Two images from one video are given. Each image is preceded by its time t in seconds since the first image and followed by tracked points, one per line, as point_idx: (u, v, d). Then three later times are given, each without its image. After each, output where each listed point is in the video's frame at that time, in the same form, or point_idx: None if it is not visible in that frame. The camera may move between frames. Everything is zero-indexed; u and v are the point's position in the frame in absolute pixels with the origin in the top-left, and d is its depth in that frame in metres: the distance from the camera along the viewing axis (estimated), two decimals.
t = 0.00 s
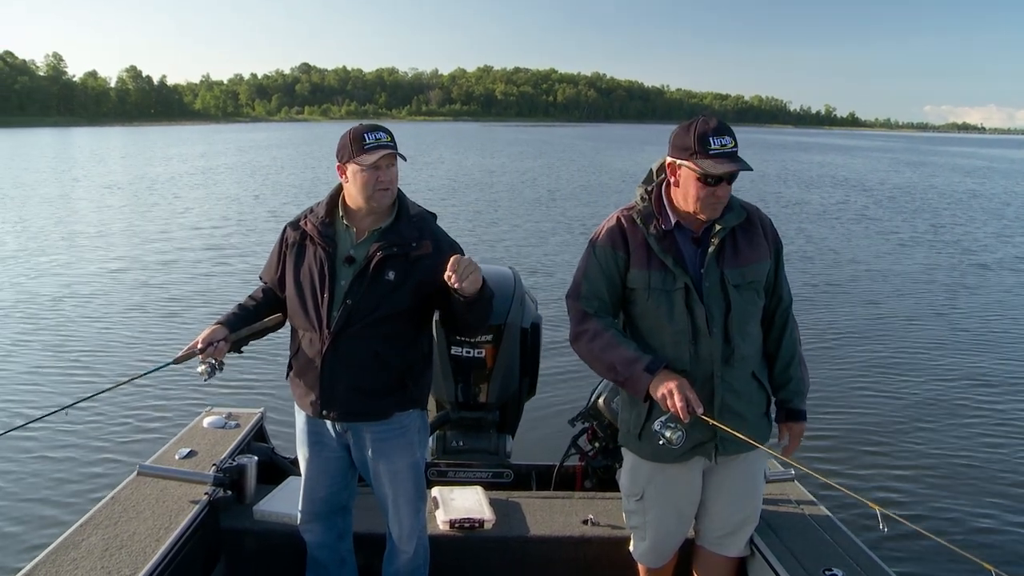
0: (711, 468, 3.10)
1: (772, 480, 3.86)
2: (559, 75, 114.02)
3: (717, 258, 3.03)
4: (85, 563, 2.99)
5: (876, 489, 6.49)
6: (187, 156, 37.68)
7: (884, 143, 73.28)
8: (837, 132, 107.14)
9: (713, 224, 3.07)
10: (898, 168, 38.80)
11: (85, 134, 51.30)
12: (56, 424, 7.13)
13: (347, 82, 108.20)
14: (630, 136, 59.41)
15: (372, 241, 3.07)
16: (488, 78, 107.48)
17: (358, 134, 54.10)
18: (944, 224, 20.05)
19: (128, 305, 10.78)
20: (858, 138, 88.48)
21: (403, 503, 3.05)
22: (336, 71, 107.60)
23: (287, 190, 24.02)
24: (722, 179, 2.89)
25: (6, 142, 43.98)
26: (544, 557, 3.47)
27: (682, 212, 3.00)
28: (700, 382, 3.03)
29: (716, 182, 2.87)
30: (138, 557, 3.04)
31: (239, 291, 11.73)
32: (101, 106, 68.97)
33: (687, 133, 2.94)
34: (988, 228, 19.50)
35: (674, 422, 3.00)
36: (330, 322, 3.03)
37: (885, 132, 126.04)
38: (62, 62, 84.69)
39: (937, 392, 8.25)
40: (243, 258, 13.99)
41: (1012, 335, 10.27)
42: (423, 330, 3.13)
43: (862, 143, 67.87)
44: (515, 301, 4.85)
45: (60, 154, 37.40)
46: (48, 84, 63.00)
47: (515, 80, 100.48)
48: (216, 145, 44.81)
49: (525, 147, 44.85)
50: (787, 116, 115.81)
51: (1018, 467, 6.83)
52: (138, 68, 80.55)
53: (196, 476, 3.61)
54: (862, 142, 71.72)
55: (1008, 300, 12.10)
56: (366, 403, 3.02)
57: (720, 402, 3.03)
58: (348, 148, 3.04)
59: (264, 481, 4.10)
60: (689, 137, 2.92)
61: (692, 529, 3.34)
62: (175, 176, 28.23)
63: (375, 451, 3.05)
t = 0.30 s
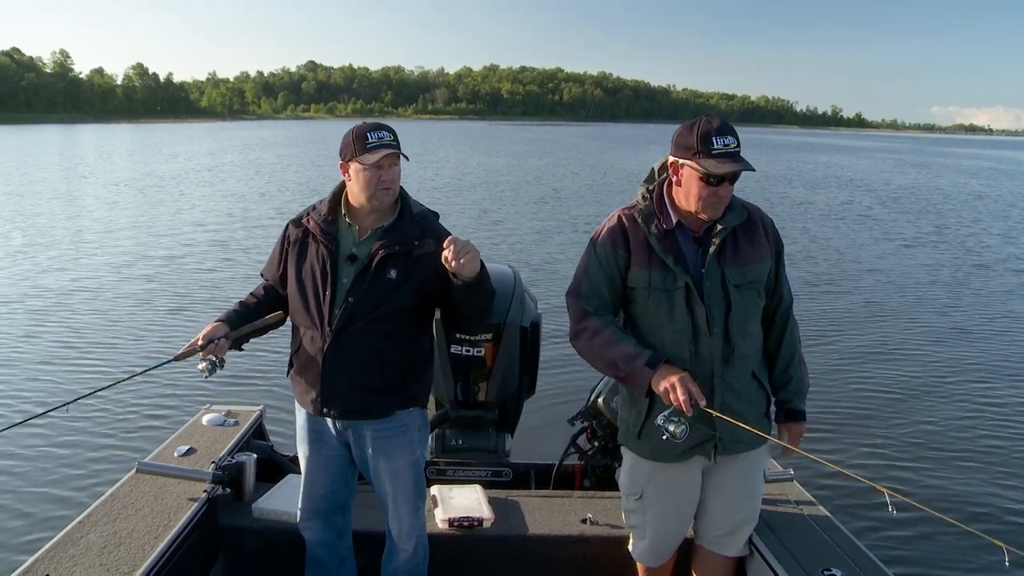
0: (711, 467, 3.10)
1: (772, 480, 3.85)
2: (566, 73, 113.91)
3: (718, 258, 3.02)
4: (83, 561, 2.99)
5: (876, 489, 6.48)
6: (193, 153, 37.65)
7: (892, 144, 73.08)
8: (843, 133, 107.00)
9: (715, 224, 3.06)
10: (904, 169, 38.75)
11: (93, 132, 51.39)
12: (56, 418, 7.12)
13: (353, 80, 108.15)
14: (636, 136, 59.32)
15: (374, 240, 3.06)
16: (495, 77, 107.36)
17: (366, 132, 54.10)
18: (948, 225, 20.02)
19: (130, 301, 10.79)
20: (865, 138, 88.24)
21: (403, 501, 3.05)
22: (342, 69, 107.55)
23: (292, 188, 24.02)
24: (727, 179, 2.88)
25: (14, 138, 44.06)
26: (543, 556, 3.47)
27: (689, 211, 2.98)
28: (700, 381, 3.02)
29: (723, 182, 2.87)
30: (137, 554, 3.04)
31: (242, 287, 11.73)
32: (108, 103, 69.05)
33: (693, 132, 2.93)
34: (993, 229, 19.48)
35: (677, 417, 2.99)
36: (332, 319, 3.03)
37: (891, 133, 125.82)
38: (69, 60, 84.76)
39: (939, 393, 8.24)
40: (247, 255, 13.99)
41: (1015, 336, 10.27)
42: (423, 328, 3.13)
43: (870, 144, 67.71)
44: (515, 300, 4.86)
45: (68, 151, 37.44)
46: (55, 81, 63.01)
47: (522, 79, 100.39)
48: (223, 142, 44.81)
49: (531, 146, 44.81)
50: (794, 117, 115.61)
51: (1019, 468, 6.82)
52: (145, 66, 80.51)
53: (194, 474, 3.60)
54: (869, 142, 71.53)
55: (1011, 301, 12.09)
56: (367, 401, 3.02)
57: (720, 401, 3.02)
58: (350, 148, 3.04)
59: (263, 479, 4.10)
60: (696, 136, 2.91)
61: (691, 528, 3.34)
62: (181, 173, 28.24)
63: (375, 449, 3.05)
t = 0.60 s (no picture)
0: (712, 465, 3.10)
1: (771, 477, 3.85)
2: (571, 72, 113.82)
3: (718, 255, 3.02)
4: (84, 559, 2.99)
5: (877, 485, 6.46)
6: (199, 151, 37.64)
7: (898, 142, 72.89)
8: (849, 131, 106.80)
9: (715, 222, 3.06)
10: (911, 167, 38.71)
11: (100, 130, 51.47)
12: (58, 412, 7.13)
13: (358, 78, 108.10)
14: (642, 133, 59.26)
15: (375, 239, 3.06)
16: (499, 75, 107.38)
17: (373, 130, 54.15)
18: (953, 222, 19.98)
19: (134, 298, 10.80)
20: (871, 137, 88.06)
21: (404, 499, 3.05)
22: (346, 68, 107.53)
23: (297, 186, 24.02)
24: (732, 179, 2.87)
25: (22, 137, 44.17)
26: (543, 554, 3.47)
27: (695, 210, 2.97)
28: (700, 377, 3.03)
29: (727, 181, 2.86)
30: (138, 552, 3.04)
31: (246, 284, 11.73)
32: (114, 101, 69.16)
33: (697, 130, 2.92)
34: (999, 227, 19.47)
35: (679, 412, 2.98)
36: (333, 317, 3.02)
37: (895, 131, 125.58)
38: (75, 58, 84.90)
39: (940, 390, 8.23)
40: (251, 253, 14.00)
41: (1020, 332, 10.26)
42: (424, 326, 3.13)
43: (876, 142, 67.57)
44: (516, 298, 4.87)
45: (76, 148, 37.55)
46: (62, 79, 62.99)
47: (527, 77, 100.38)
48: (229, 140, 44.87)
49: (536, 144, 44.79)
50: (799, 114, 115.35)
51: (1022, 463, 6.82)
52: (151, 64, 80.50)
53: (195, 472, 3.61)
54: (876, 141, 71.32)
55: (1016, 298, 12.08)
56: (368, 399, 3.02)
57: (720, 397, 3.02)
58: (349, 148, 3.03)
59: (264, 476, 4.10)
60: (699, 135, 2.90)
61: (692, 526, 3.34)
62: (186, 171, 28.28)
63: (377, 447, 3.05)
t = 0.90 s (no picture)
0: (712, 466, 3.10)
1: (771, 478, 3.86)
2: (576, 72, 113.78)
3: (718, 256, 3.02)
4: (84, 560, 2.99)
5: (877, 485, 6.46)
6: (206, 151, 37.69)
7: (905, 143, 72.68)
8: (855, 132, 106.59)
9: (715, 223, 3.06)
10: (917, 168, 38.65)
11: (108, 131, 51.54)
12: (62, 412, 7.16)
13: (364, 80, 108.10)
14: (649, 134, 59.21)
15: (379, 240, 3.06)
16: (505, 75, 107.39)
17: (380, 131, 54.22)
18: (958, 223, 19.97)
19: (137, 298, 10.82)
20: (877, 137, 87.91)
21: (405, 500, 3.05)
22: (352, 69, 107.58)
23: (303, 186, 24.04)
24: (724, 179, 2.87)
25: (33, 138, 44.30)
26: (543, 555, 3.47)
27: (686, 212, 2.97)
28: (700, 378, 3.03)
29: (719, 182, 2.86)
30: (138, 553, 3.04)
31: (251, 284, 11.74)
32: (121, 102, 69.35)
33: (691, 131, 2.93)
34: (1005, 228, 19.45)
35: (679, 413, 2.98)
36: (335, 318, 3.03)
37: (901, 131, 125.39)
38: (83, 59, 85.11)
39: (942, 390, 8.22)
40: (256, 253, 14.02)
41: None
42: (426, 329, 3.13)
43: (883, 142, 67.42)
44: (515, 299, 4.87)
45: (84, 149, 37.68)
46: (69, 80, 63.09)
47: (533, 78, 100.37)
48: (236, 141, 44.93)
49: (542, 145, 44.80)
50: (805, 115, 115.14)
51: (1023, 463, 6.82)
52: (157, 65, 80.65)
53: (195, 473, 3.61)
54: (882, 142, 71.18)
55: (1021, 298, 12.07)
56: (369, 399, 3.02)
57: (721, 398, 3.03)
58: (349, 151, 3.04)
59: (264, 477, 4.10)
60: (692, 136, 2.91)
61: (691, 527, 3.34)
62: (193, 171, 28.34)
63: (377, 447, 3.06)
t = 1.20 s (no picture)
0: (713, 467, 3.10)
1: (772, 479, 3.86)
2: (582, 74, 113.71)
3: (718, 258, 3.02)
4: (86, 564, 2.99)
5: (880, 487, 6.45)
6: (213, 155, 37.80)
7: (913, 143, 72.46)
8: (860, 132, 106.49)
9: (715, 224, 3.06)
10: (923, 168, 38.61)
11: (116, 135, 51.60)
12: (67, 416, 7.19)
13: (370, 82, 108.26)
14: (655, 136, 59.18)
15: (383, 244, 3.06)
16: (510, 78, 107.42)
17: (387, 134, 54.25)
18: (964, 223, 19.93)
19: (141, 300, 10.84)
20: (883, 138, 87.67)
21: (406, 503, 3.05)
22: (358, 73, 107.78)
23: (309, 189, 24.10)
24: (711, 177, 2.89)
25: (42, 142, 44.44)
26: (544, 557, 3.47)
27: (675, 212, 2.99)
28: (701, 380, 3.03)
29: (706, 180, 2.89)
30: (139, 556, 3.05)
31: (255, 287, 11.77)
32: (127, 106, 69.55)
33: (680, 132, 2.96)
34: (1011, 228, 19.45)
35: (680, 414, 2.99)
36: (337, 321, 3.02)
37: (906, 132, 125.20)
38: (90, 64, 85.34)
39: (944, 390, 8.23)
40: (262, 256, 14.05)
41: None
42: (427, 332, 3.12)
43: (890, 143, 67.25)
44: (516, 301, 4.87)
45: (93, 153, 37.81)
46: (76, 84, 63.26)
47: (538, 80, 100.33)
48: (243, 144, 45.03)
49: (548, 146, 44.85)
50: (811, 116, 115.05)
51: None
52: (163, 69, 80.84)
53: (196, 476, 3.61)
54: (889, 142, 71.04)
55: None
56: (371, 403, 3.02)
57: (721, 399, 3.03)
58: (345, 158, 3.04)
59: (265, 480, 4.10)
60: (679, 135, 2.94)
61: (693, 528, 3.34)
62: (200, 174, 28.39)
63: (379, 450, 3.05)
